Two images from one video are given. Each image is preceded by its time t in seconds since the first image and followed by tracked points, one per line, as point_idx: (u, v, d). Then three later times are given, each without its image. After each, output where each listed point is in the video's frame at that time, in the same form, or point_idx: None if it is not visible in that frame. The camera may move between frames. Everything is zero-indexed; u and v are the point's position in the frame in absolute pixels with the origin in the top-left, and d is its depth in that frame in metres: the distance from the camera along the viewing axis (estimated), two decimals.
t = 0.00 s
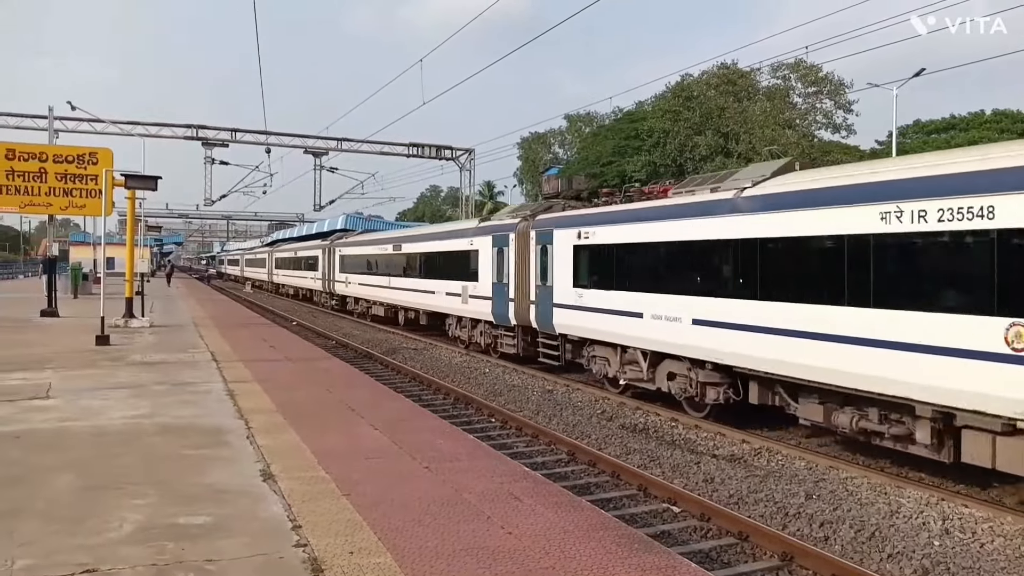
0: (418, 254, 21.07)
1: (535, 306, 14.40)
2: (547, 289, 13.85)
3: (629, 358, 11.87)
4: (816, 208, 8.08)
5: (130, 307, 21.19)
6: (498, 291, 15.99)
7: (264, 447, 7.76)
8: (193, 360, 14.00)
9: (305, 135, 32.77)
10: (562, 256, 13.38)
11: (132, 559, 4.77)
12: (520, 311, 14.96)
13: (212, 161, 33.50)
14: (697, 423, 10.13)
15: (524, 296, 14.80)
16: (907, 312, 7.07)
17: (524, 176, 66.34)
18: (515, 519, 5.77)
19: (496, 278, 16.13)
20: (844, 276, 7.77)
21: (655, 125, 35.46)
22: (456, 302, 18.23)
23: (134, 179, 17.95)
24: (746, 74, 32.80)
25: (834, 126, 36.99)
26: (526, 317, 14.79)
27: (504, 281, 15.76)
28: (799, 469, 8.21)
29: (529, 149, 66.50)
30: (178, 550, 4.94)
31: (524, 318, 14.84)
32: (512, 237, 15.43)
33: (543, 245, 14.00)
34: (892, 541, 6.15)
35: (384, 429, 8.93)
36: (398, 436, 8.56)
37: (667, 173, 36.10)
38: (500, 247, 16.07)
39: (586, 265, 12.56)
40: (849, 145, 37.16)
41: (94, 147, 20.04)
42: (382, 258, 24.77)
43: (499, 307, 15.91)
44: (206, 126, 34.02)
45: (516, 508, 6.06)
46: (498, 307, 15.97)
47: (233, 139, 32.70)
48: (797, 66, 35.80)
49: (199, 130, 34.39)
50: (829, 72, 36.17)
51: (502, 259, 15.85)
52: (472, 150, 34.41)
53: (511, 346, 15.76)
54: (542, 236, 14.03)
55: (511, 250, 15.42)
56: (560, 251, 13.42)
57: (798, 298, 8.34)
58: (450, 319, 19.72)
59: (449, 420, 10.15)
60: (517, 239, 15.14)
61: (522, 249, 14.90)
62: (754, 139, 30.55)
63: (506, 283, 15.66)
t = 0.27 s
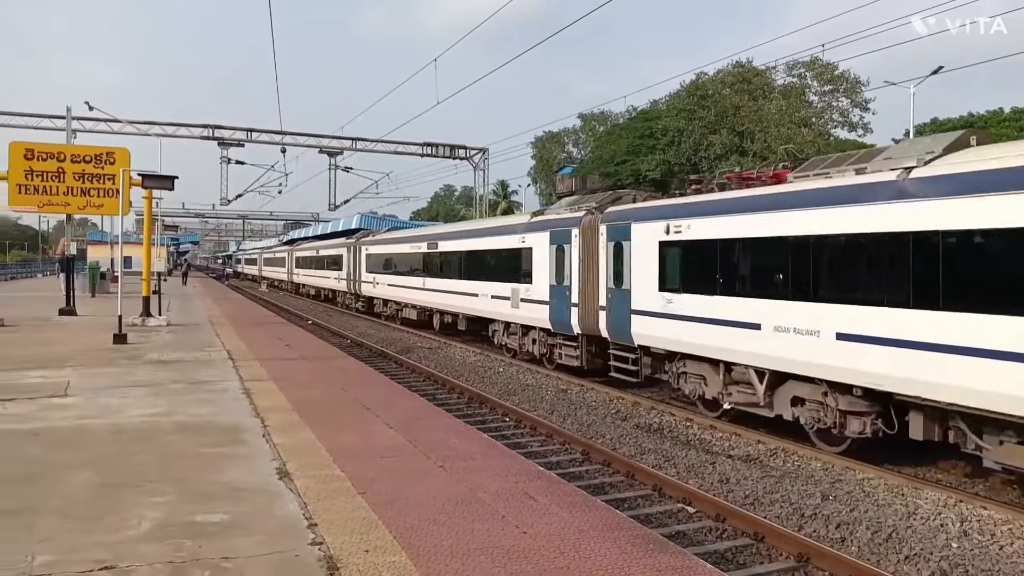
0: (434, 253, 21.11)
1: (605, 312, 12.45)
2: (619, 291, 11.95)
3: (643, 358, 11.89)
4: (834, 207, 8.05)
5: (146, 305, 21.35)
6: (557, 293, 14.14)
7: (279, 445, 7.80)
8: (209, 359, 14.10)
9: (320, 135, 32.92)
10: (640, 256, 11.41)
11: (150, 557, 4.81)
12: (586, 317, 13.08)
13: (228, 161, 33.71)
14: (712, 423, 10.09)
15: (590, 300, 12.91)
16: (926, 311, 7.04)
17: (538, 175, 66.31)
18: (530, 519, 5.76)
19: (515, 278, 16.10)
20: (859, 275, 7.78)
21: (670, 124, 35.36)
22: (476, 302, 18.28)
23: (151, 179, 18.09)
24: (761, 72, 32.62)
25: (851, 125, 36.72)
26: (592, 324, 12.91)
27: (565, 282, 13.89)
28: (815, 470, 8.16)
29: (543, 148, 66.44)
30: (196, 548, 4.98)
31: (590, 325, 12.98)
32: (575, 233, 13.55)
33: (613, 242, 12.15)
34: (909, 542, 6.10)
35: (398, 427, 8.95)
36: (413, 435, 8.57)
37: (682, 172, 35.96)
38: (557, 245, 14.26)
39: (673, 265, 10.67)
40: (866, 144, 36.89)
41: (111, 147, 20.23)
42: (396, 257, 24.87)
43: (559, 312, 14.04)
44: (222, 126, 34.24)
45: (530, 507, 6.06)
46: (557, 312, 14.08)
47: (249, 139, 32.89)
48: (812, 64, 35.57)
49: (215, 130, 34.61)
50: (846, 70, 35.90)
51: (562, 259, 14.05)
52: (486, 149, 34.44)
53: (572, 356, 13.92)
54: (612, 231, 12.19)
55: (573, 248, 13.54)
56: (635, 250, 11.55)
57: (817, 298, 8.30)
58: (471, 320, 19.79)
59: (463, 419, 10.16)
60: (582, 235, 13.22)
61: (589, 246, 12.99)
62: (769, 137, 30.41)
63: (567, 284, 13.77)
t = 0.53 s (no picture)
0: (449, 254, 21.18)
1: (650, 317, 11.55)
2: (720, 295, 9.86)
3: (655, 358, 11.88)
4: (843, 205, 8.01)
5: (160, 306, 21.48)
6: (632, 298, 12.00)
7: (293, 445, 7.83)
8: (223, 358, 14.18)
9: (332, 136, 33.05)
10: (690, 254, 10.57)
11: (163, 555, 4.83)
12: (672, 327, 10.94)
13: (240, 162, 33.87)
14: (725, 423, 10.05)
15: (680, 305, 10.80)
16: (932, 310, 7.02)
17: (549, 176, 66.33)
18: (542, 519, 5.76)
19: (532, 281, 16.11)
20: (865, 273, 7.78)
21: (681, 124, 35.31)
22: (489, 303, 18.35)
23: (164, 180, 18.21)
24: (773, 71, 32.50)
25: (864, 124, 36.54)
26: (680, 334, 10.79)
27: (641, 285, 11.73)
28: (829, 471, 8.11)
29: (554, 148, 66.41)
30: (209, 546, 5.00)
31: (679, 336, 10.82)
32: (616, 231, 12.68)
33: (708, 239, 10.13)
34: (924, 543, 6.06)
35: (411, 427, 8.96)
36: (426, 435, 8.58)
37: (693, 172, 35.87)
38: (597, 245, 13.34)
39: (796, 264, 8.67)
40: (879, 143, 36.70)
41: (125, 148, 20.44)
42: (409, 257, 24.96)
43: (635, 322, 11.89)
44: (235, 128, 34.42)
45: (543, 507, 6.06)
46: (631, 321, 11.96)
47: (261, 141, 33.06)
48: (825, 63, 35.42)
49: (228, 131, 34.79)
50: (858, 69, 35.72)
51: (635, 259, 11.95)
52: (497, 149, 34.49)
53: (648, 372, 11.79)
54: (704, 226, 10.17)
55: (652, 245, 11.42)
56: (741, 247, 9.44)
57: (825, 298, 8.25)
58: (485, 321, 19.86)
59: (475, 419, 10.16)
60: (665, 229, 11.12)
61: (675, 242, 10.90)
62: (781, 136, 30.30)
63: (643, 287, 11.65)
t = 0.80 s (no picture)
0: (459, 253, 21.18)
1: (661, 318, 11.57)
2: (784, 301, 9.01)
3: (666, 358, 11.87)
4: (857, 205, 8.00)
5: (173, 306, 21.60)
6: (732, 307, 9.87)
7: (305, 445, 7.86)
8: (235, 358, 14.25)
9: (343, 137, 33.15)
10: (700, 255, 10.62)
11: (177, 554, 4.86)
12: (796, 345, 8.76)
13: (253, 163, 34.03)
14: (736, 425, 10.01)
15: (798, 322, 8.75)
16: (946, 311, 7.02)
17: (560, 176, 66.24)
18: (553, 520, 5.76)
19: (543, 281, 16.10)
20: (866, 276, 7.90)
21: (693, 124, 35.17)
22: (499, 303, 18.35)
23: (177, 181, 18.31)
24: (785, 71, 32.37)
25: (877, 124, 36.30)
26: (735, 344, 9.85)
27: (747, 290, 9.58)
28: (842, 472, 8.08)
29: (564, 148, 66.30)
30: (222, 546, 5.03)
31: (807, 357, 8.62)
32: (627, 231, 12.73)
33: (847, 233, 8.11)
34: (937, 546, 6.02)
35: (422, 428, 8.99)
36: (437, 435, 8.60)
37: (705, 172, 35.77)
38: (606, 248, 13.43)
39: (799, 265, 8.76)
40: (893, 143, 36.45)
41: (139, 149, 20.59)
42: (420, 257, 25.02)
43: (736, 336, 9.74)
44: (247, 129, 34.57)
45: (554, 508, 6.05)
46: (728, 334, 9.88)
47: (273, 142, 33.20)
48: (837, 63, 35.22)
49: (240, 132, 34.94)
50: (871, 68, 35.50)
51: (648, 261, 11.99)
52: (508, 150, 34.52)
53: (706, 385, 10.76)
54: (839, 217, 8.18)
55: (768, 241, 9.23)
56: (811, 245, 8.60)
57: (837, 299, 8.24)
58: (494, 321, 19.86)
59: (486, 420, 10.17)
60: (785, 220, 8.98)
61: (800, 238, 8.75)
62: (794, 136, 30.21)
63: (750, 293, 9.50)
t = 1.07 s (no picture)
0: (467, 252, 21.20)
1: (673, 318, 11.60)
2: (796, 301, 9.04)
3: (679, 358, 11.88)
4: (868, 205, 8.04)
5: (183, 304, 21.69)
6: (882, 317, 7.79)
7: (315, 443, 7.88)
8: (246, 357, 14.30)
9: (353, 136, 33.23)
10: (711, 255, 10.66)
11: (189, 552, 4.88)
12: (985, 374, 6.80)
13: (263, 162, 34.14)
14: (746, 425, 9.98)
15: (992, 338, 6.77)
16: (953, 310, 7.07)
17: (569, 175, 66.19)
18: (563, 519, 5.75)
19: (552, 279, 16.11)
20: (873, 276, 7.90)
21: (703, 122, 35.06)
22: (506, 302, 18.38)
23: (188, 180, 18.39)
24: (796, 69, 32.22)
25: (888, 122, 36.09)
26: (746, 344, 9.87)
27: (819, 292, 8.64)
28: (853, 473, 8.04)
29: (573, 147, 66.19)
30: (233, 543, 5.05)
31: (1002, 389, 6.69)
32: (638, 230, 12.74)
33: None
34: (949, 547, 5.98)
35: (432, 426, 8.99)
36: (447, 434, 8.60)
37: (715, 172, 35.68)
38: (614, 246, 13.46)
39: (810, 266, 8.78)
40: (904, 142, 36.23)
41: (150, 148, 20.71)
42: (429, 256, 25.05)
43: (887, 354, 7.70)
44: (257, 128, 34.69)
45: (564, 508, 6.05)
46: (873, 351, 7.84)
47: (283, 141, 33.30)
48: (848, 61, 35.05)
49: (251, 131, 35.04)
50: (883, 67, 35.31)
51: (659, 260, 12.01)
52: (517, 149, 34.52)
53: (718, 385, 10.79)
54: None
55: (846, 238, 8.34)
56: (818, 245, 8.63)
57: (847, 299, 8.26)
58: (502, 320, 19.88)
59: (495, 419, 10.17)
60: (967, 207, 7.00)
61: (990, 232, 6.81)
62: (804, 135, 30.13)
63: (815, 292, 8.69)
